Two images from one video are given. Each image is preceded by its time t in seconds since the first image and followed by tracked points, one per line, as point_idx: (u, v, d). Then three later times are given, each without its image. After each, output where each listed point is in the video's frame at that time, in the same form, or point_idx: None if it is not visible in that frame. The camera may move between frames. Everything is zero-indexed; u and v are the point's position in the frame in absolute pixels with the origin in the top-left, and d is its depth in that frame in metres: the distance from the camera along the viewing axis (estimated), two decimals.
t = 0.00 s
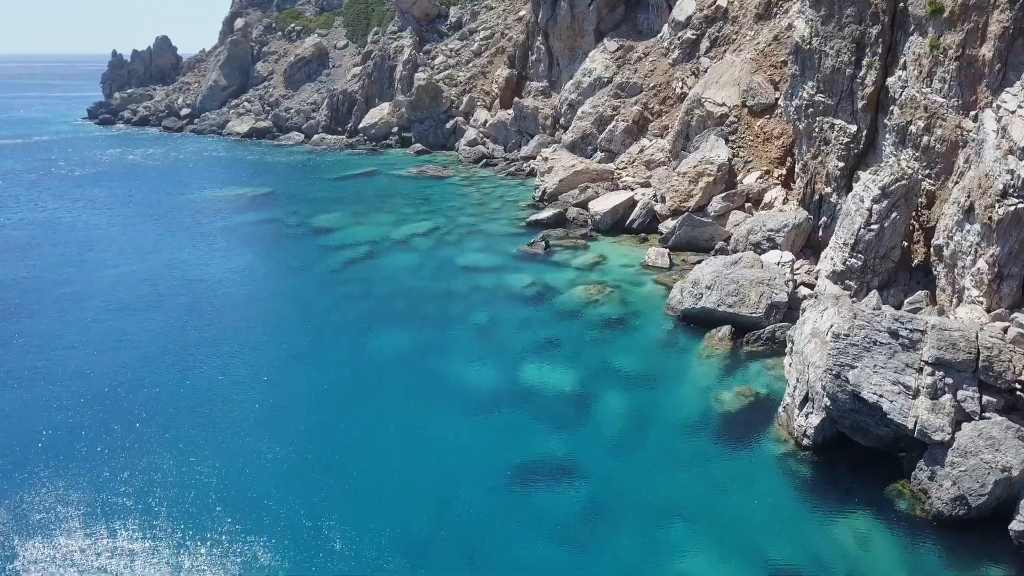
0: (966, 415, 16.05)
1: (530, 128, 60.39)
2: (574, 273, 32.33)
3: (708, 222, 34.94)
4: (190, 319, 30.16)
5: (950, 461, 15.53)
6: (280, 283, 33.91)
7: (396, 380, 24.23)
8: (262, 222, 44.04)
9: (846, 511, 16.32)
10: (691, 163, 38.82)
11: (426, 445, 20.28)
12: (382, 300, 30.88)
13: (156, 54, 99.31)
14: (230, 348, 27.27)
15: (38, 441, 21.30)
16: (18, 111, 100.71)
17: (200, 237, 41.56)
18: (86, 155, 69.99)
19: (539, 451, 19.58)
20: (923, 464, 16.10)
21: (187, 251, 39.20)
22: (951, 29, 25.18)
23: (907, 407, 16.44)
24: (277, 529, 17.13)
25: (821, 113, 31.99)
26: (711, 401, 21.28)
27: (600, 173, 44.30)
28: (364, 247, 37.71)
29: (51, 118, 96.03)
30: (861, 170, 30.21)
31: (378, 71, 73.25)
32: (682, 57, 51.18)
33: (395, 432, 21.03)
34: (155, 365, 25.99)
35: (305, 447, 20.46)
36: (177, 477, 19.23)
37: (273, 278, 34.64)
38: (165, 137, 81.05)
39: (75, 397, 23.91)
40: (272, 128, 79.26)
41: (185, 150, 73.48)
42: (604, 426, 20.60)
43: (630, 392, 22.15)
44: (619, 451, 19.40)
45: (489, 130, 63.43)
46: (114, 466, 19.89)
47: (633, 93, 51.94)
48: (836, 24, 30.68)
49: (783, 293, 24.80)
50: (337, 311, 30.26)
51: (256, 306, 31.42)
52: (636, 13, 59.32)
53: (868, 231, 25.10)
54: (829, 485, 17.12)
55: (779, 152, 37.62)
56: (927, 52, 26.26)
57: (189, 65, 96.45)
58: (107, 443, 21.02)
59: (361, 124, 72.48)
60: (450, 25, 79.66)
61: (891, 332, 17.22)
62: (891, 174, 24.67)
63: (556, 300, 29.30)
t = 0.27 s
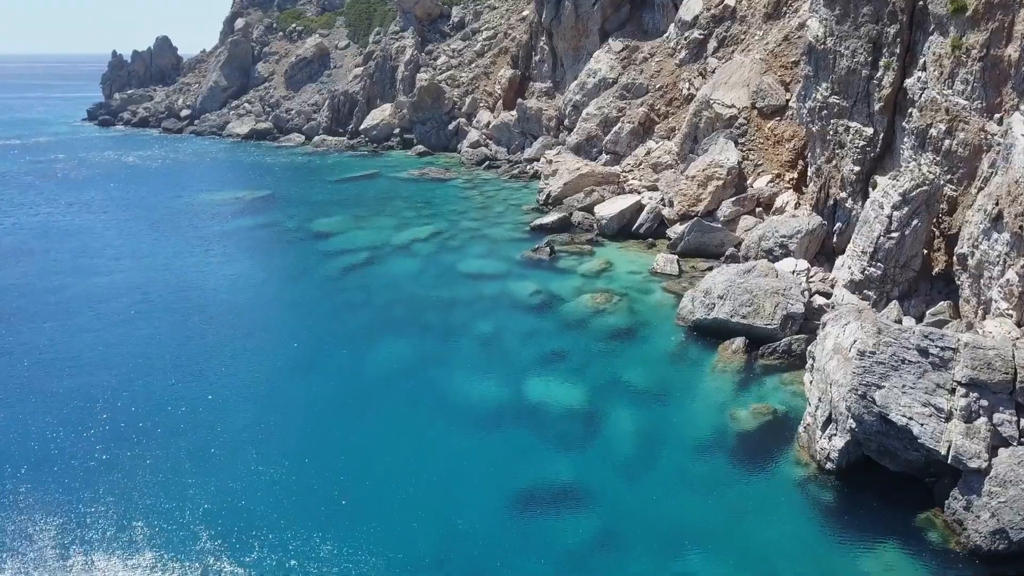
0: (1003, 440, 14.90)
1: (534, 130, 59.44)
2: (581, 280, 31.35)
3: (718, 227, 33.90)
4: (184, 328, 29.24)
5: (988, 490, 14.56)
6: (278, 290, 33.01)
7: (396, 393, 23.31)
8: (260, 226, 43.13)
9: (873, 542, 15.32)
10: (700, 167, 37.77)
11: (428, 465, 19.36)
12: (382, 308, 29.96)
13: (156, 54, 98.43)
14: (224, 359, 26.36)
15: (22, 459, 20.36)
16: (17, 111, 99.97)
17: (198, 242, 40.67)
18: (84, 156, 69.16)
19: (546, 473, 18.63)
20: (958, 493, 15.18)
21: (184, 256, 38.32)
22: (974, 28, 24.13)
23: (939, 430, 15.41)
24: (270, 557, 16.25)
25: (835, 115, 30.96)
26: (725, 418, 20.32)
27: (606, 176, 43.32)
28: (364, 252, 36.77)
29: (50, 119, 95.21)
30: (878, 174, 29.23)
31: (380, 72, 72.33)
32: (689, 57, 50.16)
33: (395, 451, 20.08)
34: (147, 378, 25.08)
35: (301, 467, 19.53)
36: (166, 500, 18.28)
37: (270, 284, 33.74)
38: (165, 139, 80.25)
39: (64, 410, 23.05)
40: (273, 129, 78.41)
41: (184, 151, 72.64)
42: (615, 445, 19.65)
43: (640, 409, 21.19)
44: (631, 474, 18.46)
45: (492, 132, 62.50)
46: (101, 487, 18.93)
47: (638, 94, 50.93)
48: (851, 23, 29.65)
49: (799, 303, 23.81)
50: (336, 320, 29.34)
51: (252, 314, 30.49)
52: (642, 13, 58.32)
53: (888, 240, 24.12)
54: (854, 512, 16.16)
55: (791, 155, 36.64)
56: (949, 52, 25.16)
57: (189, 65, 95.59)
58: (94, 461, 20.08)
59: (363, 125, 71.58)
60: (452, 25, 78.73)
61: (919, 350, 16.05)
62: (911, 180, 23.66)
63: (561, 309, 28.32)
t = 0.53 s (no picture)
0: None
1: (538, 131, 58.45)
2: (587, 288, 30.36)
3: (728, 232, 32.87)
4: (178, 338, 28.34)
5: None
6: (274, 297, 32.09)
7: (395, 408, 22.37)
8: (258, 230, 42.24)
9: None
10: (709, 170, 36.55)
11: (428, 486, 18.42)
12: (382, 316, 29.01)
13: (156, 55, 97.57)
14: (218, 370, 25.44)
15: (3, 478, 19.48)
16: (16, 112, 99.22)
17: (193, 246, 39.76)
18: (82, 157, 68.33)
19: (552, 496, 17.69)
20: (997, 525, 14.15)
21: (179, 260, 37.42)
22: (999, 27, 23.02)
23: (975, 457, 14.33)
24: None
25: (850, 117, 29.90)
26: (741, 437, 19.32)
27: (612, 179, 42.33)
28: (364, 258, 35.81)
29: (49, 120, 94.45)
30: (896, 178, 28.21)
31: (381, 72, 71.39)
32: (696, 57, 49.09)
33: (394, 471, 19.16)
34: (138, 391, 24.19)
35: (295, 488, 18.60)
36: (153, 525, 17.37)
37: (267, 291, 32.82)
38: (164, 140, 79.42)
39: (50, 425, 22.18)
40: (273, 130, 77.52)
41: (184, 152, 71.80)
42: (624, 465, 18.69)
43: (650, 425, 20.22)
44: (642, 497, 17.49)
45: (495, 133, 61.52)
46: (85, 510, 18.03)
47: (644, 95, 49.88)
48: (867, 22, 28.60)
49: (816, 314, 22.79)
50: (334, 328, 28.41)
51: (247, 323, 29.56)
52: (647, 12, 57.27)
53: (909, 248, 23.02)
54: (883, 543, 15.12)
55: (802, 157, 35.63)
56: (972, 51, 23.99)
57: (189, 65, 94.72)
58: (79, 482, 19.17)
59: (364, 126, 70.66)
60: (454, 24, 77.74)
61: (953, 369, 15.01)
62: (934, 185, 22.81)
63: (567, 318, 27.35)
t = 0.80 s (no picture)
0: None
1: (542, 133, 57.48)
2: (594, 297, 29.37)
3: (739, 239, 31.84)
4: (171, 349, 27.45)
5: None
6: (271, 305, 31.17)
7: (392, 424, 21.45)
8: (256, 235, 41.34)
9: None
10: (718, 174, 35.61)
11: (428, 513, 17.46)
12: (380, 326, 28.07)
13: (156, 56, 96.76)
14: (211, 384, 24.52)
15: None
16: (15, 113, 98.37)
17: (189, 252, 38.85)
18: (80, 159, 67.55)
19: (559, 524, 16.72)
20: None
21: (173, 267, 36.50)
22: None
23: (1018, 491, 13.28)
24: None
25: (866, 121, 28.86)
26: (757, 460, 18.34)
27: (618, 182, 41.33)
28: (363, 264, 34.87)
29: (48, 120, 93.77)
30: (914, 184, 27.09)
31: (383, 73, 70.50)
32: (703, 58, 48.02)
33: (392, 494, 18.24)
34: (127, 406, 23.28)
35: (286, 512, 17.69)
36: (137, 554, 16.43)
37: (264, 299, 31.90)
38: (164, 141, 78.60)
39: (33, 444, 21.22)
40: (273, 132, 76.66)
41: (183, 154, 70.97)
42: (634, 491, 17.70)
43: (661, 447, 19.23)
44: (654, 527, 16.51)
45: (498, 135, 60.53)
46: (67, 538, 17.11)
47: (650, 96, 48.86)
48: (885, 21, 27.56)
49: (835, 328, 21.76)
50: (330, 339, 27.48)
51: (242, 333, 28.64)
52: (653, 12, 56.24)
53: (932, 259, 21.94)
54: None
55: (815, 162, 34.74)
56: (997, 51, 22.82)
57: (190, 66, 93.89)
58: (61, 506, 18.23)
59: (365, 128, 69.77)
60: (457, 25, 76.78)
61: (992, 395, 13.95)
62: (957, 193, 21.43)
63: (573, 329, 26.35)
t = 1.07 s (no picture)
0: None
1: (545, 135, 56.50)
2: (601, 306, 28.38)
3: (750, 245, 30.84)
4: (163, 359, 26.50)
5: None
6: (267, 313, 30.22)
7: (391, 441, 20.50)
8: (254, 240, 40.42)
9: None
10: (729, 178, 34.63)
11: (427, 539, 16.48)
12: (379, 336, 27.12)
13: (156, 57, 96.00)
14: (203, 397, 23.56)
15: None
16: (14, 114, 97.56)
17: (184, 257, 37.92)
18: (78, 161, 66.72)
19: (567, 553, 15.76)
20: None
21: (168, 273, 35.56)
22: None
23: None
24: None
25: (884, 124, 27.86)
26: (776, 485, 17.37)
27: (624, 186, 40.33)
28: (363, 271, 33.91)
29: (48, 121, 93.00)
30: (934, 190, 26.02)
31: (385, 74, 69.59)
32: (711, 59, 46.97)
33: (389, 517, 17.29)
34: (115, 420, 22.32)
35: (278, 537, 16.73)
36: None
37: (260, 307, 30.95)
38: (163, 143, 77.73)
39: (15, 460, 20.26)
40: (274, 133, 75.77)
41: (182, 155, 70.07)
42: (646, 517, 16.74)
43: (674, 470, 18.24)
44: (668, 557, 15.50)
45: (501, 136, 59.54)
46: (44, 565, 16.14)
47: (657, 97, 47.82)
48: (904, 21, 26.51)
49: (855, 343, 20.75)
50: (328, 349, 26.53)
51: (237, 342, 27.68)
52: (659, 11, 55.21)
53: (958, 270, 20.63)
54: None
55: (828, 165, 33.77)
56: None
57: (191, 66, 92.99)
58: (40, 529, 17.28)
59: (366, 129, 68.86)
60: (460, 24, 75.80)
61: None
62: (983, 200, 20.15)
63: (579, 341, 25.35)
